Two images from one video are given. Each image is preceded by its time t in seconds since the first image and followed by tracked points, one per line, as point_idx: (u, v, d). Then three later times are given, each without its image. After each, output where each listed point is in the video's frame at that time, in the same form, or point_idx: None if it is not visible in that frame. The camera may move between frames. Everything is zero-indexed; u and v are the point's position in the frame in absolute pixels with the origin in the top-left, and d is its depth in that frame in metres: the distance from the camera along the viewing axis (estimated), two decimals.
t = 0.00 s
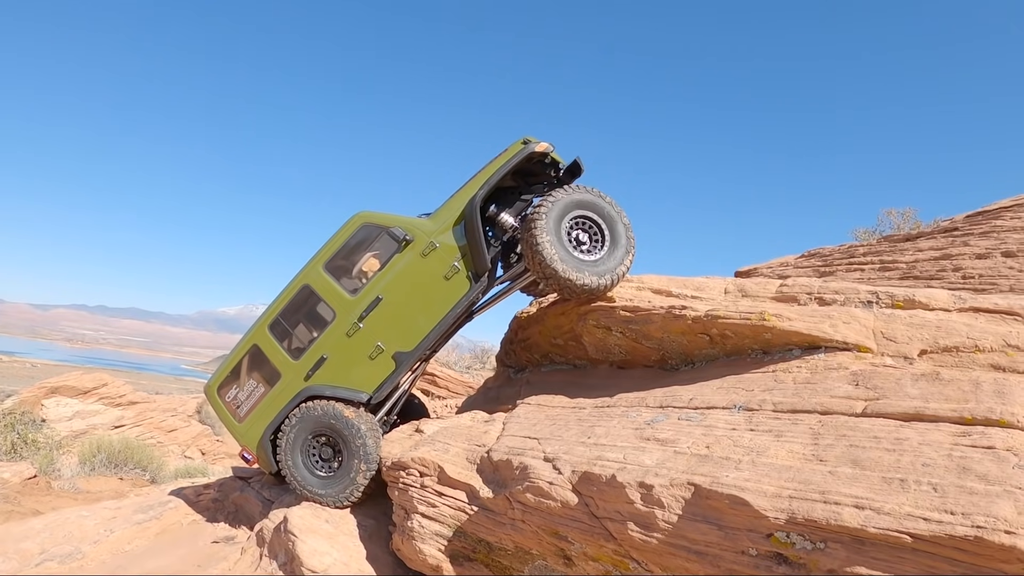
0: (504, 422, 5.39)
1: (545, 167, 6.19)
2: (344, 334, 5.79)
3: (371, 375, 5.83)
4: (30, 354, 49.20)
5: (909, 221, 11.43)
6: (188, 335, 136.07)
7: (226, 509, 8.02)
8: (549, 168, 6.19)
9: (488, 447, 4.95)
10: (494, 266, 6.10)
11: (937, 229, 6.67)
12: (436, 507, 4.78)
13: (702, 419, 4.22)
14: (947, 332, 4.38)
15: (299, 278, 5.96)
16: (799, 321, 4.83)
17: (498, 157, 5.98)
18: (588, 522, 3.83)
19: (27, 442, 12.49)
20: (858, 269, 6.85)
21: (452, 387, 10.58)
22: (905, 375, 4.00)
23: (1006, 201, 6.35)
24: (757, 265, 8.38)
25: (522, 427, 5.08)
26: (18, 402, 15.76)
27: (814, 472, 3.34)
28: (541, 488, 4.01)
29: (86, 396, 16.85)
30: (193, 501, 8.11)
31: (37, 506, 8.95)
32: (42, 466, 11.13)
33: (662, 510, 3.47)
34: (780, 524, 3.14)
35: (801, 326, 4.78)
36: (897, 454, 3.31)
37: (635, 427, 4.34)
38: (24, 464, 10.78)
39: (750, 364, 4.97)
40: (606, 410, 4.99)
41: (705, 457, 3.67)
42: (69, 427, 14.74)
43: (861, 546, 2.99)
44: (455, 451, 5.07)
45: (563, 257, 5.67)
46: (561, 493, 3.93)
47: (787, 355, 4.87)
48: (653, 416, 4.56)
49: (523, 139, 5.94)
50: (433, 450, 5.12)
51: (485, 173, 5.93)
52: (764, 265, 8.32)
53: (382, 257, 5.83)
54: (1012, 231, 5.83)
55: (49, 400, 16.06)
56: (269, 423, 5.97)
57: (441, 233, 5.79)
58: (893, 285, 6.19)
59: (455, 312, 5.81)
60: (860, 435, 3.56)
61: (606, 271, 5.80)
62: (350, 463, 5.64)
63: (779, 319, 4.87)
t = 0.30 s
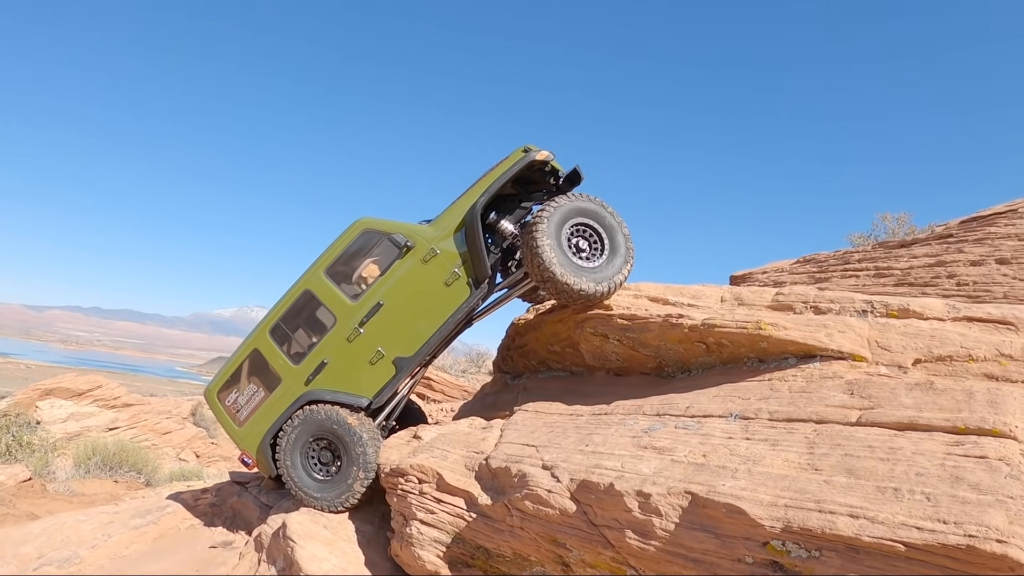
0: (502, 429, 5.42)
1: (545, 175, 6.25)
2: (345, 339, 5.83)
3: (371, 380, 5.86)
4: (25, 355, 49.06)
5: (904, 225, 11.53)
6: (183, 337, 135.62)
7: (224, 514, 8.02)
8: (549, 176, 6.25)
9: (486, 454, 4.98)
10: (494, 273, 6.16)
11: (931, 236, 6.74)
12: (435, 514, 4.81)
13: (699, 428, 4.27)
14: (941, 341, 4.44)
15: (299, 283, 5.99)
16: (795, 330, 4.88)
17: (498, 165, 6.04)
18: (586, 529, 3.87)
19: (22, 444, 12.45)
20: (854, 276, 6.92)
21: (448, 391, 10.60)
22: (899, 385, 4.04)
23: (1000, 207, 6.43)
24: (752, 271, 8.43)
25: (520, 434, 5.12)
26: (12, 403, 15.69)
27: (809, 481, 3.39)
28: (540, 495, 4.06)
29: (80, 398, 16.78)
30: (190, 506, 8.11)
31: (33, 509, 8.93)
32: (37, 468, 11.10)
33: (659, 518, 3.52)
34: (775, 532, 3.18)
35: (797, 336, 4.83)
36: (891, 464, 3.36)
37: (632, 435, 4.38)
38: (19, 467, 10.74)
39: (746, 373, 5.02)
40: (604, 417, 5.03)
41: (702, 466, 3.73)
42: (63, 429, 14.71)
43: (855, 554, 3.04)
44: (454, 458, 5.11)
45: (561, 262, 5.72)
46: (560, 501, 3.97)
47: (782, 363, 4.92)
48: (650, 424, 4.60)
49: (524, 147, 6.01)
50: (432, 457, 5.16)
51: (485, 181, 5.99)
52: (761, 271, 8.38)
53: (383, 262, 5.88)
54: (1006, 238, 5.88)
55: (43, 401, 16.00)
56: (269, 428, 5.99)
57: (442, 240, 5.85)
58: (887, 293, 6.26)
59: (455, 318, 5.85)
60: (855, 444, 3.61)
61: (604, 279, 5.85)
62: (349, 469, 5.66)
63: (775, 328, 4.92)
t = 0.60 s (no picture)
0: (495, 435, 5.41)
1: (540, 181, 6.25)
2: (339, 345, 5.81)
3: (365, 386, 5.84)
4: (20, 358, 48.83)
5: (898, 229, 11.57)
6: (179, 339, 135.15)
7: (217, 519, 7.98)
8: (544, 182, 6.26)
9: (479, 460, 4.97)
10: (488, 279, 6.15)
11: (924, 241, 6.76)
12: (427, 520, 4.79)
13: (691, 435, 4.27)
14: (933, 348, 4.44)
15: (293, 289, 5.98)
16: (787, 337, 4.88)
17: (493, 171, 6.04)
18: (578, 537, 3.86)
19: (16, 446, 12.37)
20: (848, 281, 6.93)
21: (442, 395, 10.57)
22: (891, 393, 4.03)
23: (994, 212, 6.45)
24: (746, 275, 8.43)
25: (513, 440, 5.10)
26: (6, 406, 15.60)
27: (800, 489, 3.38)
28: (532, 503, 4.04)
29: (75, 401, 16.69)
30: (183, 511, 8.05)
31: (25, 512, 8.86)
32: (31, 472, 11.04)
33: (651, 526, 3.51)
34: (766, 541, 3.18)
35: (789, 342, 4.83)
36: (882, 472, 3.35)
37: (625, 442, 4.38)
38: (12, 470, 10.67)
39: (739, 379, 5.01)
40: (596, 424, 5.02)
41: (694, 474, 3.72)
42: (57, 432, 14.62)
43: (846, 563, 3.03)
44: (446, 464, 5.09)
45: (554, 265, 5.70)
46: (551, 509, 3.96)
47: (775, 370, 4.92)
48: (643, 431, 4.59)
49: (519, 153, 6.01)
50: (424, 464, 5.14)
51: (480, 187, 5.98)
52: (755, 276, 8.39)
53: (377, 268, 5.87)
54: (999, 243, 5.89)
55: (37, 404, 15.92)
56: (262, 434, 5.97)
57: (437, 246, 5.84)
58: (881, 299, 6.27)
59: (450, 325, 5.84)
60: (846, 452, 3.61)
61: (595, 286, 5.83)
62: (342, 479, 5.63)
63: (767, 334, 4.92)
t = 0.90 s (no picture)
0: (489, 438, 5.38)
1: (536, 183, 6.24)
2: (334, 346, 5.78)
3: (361, 388, 5.81)
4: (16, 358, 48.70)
5: (895, 231, 11.57)
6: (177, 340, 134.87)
7: (211, 521, 7.94)
8: (539, 184, 6.24)
9: (473, 463, 4.94)
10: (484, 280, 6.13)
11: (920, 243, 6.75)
12: (421, 523, 4.76)
13: (685, 438, 4.25)
14: (929, 350, 4.42)
15: (289, 290, 5.95)
16: (782, 340, 4.86)
17: (489, 172, 6.02)
18: (571, 540, 3.83)
19: (12, 447, 12.31)
20: (844, 283, 6.92)
21: (439, 396, 10.54)
22: (887, 396, 4.01)
23: (991, 214, 6.44)
24: (743, 277, 8.41)
25: (507, 443, 5.08)
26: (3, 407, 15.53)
27: (794, 493, 3.36)
28: (525, 506, 4.02)
29: (72, 401, 16.61)
30: (178, 512, 8.00)
31: (20, 513, 8.81)
32: (27, 472, 10.98)
33: (644, 530, 3.49)
34: (760, 545, 3.16)
35: (784, 345, 4.81)
36: (876, 476, 3.34)
37: (619, 445, 4.36)
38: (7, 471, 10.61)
39: (734, 381, 4.99)
40: (591, 427, 5.00)
41: (688, 477, 3.70)
42: (54, 433, 14.55)
43: (840, 567, 3.01)
44: (440, 467, 5.06)
45: (547, 263, 5.68)
46: (545, 512, 3.94)
47: (770, 372, 4.89)
48: (637, 433, 4.57)
49: (515, 155, 5.99)
50: (418, 466, 5.11)
51: (476, 189, 5.96)
52: (751, 278, 8.37)
53: (373, 269, 5.84)
54: (996, 245, 5.88)
55: (34, 404, 15.86)
56: (257, 435, 5.93)
57: (433, 247, 5.82)
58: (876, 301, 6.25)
59: (446, 326, 5.82)
60: (840, 455, 3.59)
61: (588, 288, 5.80)
62: (336, 482, 5.60)
63: (762, 337, 4.90)
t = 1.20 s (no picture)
0: (482, 438, 5.35)
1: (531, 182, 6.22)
2: (329, 344, 5.75)
3: (355, 385, 5.78)
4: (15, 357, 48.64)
5: (893, 233, 11.56)
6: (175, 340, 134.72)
7: (206, 520, 7.90)
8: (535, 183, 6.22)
9: (466, 463, 4.91)
10: (479, 279, 6.10)
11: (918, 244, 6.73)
12: (414, 523, 4.73)
13: (679, 439, 4.23)
14: (925, 351, 4.40)
15: (283, 287, 5.92)
16: (777, 340, 4.83)
17: (484, 170, 5.99)
18: (564, 541, 3.80)
19: (9, 445, 12.26)
20: (841, 284, 6.89)
21: (436, 396, 10.50)
22: (882, 397, 3.99)
23: (988, 216, 6.43)
24: (740, 278, 8.39)
25: (500, 443, 5.05)
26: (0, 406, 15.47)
27: (788, 494, 3.34)
28: (517, 506, 3.99)
29: (69, 400, 16.54)
30: (173, 512, 7.95)
31: (15, 511, 8.76)
32: (23, 471, 10.93)
33: (636, 531, 3.46)
34: (753, 547, 3.13)
35: (780, 346, 4.79)
36: (871, 477, 3.31)
37: (613, 446, 4.33)
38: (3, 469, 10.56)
39: (729, 382, 4.96)
40: (585, 427, 4.97)
41: (681, 478, 3.68)
42: (51, 432, 14.49)
43: (833, 570, 2.99)
44: (433, 467, 5.03)
45: (540, 257, 5.66)
46: (537, 512, 3.92)
47: (765, 373, 4.87)
48: (632, 434, 4.54)
49: (510, 153, 5.97)
50: (411, 466, 5.08)
51: (471, 187, 5.93)
52: (748, 279, 8.35)
53: (368, 267, 5.81)
54: (994, 246, 5.86)
55: (31, 403, 15.81)
56: (251, 433, 5.90)
57: (429, 245, 5.79)
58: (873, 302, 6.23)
59: (441, 324, 5.79)
60: (835, 457, 3.57)
61: (580, 287, 5.77)
62: (328, 482, 5.57)
63: (758, 338, 4.87)
